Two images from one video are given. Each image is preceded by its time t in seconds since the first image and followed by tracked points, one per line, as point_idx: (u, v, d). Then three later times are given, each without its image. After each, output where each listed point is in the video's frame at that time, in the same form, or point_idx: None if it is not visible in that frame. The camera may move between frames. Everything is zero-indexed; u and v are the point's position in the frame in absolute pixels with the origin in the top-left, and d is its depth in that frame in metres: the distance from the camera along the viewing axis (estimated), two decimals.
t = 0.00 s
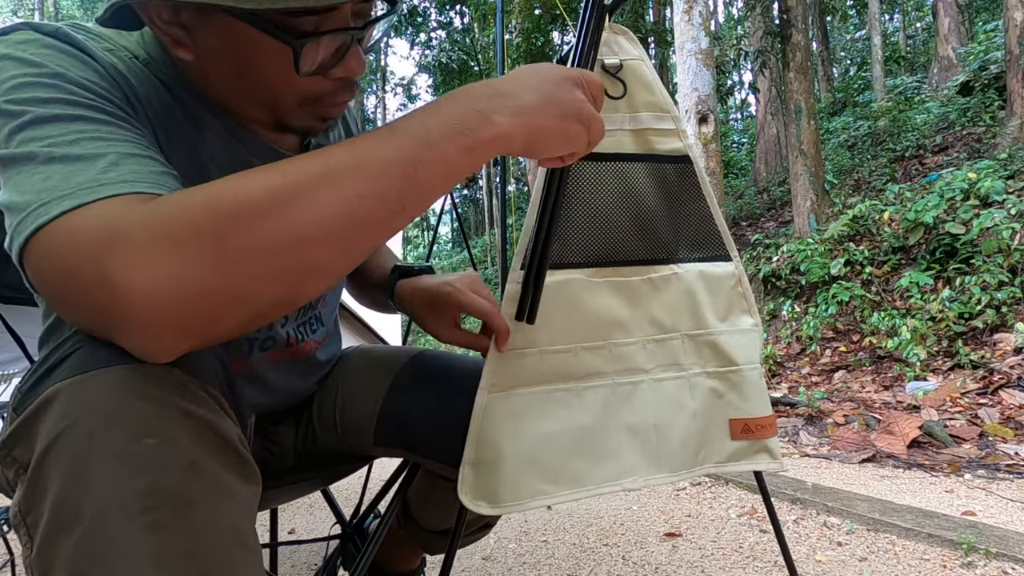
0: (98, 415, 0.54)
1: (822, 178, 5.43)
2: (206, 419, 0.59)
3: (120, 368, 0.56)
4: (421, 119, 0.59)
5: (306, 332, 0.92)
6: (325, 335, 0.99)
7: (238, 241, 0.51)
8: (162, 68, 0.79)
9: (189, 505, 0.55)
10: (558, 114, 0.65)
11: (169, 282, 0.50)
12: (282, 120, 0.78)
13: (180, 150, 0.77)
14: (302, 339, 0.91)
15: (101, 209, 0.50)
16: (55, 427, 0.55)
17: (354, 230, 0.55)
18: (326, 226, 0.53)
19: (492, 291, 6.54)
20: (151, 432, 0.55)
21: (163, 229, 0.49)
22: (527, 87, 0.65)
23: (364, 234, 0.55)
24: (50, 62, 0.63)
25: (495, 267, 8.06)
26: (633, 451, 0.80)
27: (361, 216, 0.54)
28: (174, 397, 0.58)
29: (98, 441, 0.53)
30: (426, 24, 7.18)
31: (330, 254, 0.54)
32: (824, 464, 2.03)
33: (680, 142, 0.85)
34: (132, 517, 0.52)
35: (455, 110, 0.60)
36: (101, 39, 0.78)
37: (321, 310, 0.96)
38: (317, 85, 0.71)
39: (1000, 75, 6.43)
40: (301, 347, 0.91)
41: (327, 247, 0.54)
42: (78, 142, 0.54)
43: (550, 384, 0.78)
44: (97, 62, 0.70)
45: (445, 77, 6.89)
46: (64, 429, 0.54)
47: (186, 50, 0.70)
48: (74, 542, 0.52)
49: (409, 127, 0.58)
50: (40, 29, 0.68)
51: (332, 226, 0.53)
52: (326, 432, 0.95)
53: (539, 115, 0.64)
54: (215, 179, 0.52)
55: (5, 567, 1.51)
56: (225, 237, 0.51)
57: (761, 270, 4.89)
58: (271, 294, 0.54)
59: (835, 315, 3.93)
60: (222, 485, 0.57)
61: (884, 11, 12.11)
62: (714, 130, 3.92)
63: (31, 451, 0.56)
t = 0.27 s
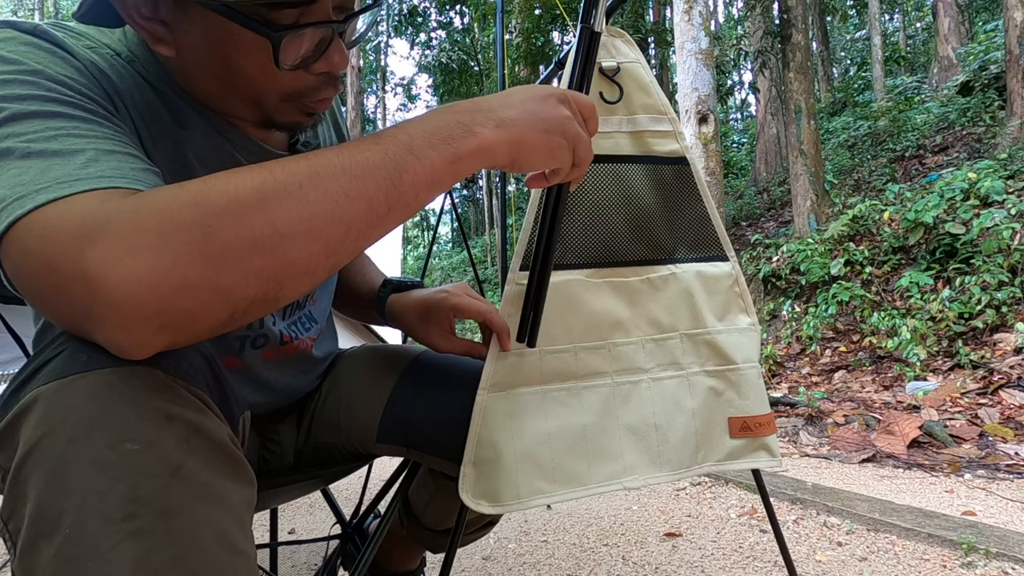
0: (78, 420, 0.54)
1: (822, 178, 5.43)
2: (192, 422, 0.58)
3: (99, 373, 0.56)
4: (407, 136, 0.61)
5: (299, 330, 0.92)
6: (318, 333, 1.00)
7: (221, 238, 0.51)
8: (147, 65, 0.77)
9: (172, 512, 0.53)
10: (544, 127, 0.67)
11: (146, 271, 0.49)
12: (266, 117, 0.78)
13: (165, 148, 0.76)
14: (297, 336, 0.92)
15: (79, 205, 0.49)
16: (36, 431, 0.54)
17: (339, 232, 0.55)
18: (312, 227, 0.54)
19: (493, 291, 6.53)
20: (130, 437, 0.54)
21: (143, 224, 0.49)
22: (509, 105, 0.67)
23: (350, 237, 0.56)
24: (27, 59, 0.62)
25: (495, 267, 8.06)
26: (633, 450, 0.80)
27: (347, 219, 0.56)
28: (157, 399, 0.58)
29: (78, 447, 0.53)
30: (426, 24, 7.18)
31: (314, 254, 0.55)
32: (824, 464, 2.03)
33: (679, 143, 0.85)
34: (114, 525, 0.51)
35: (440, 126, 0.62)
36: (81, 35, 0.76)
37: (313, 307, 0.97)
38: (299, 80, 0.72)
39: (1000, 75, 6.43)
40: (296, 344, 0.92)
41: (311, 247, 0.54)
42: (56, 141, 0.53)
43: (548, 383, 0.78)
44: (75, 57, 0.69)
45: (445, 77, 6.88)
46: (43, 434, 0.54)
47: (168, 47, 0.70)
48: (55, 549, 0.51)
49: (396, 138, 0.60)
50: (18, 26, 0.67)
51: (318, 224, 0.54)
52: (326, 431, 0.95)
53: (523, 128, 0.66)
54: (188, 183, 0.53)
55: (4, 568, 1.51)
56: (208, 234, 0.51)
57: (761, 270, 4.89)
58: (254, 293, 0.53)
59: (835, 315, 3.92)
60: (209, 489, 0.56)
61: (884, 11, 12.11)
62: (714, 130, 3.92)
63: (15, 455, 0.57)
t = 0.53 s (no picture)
0: (84, 418, 0.54)
1: (822, 178, 5.43)
2: (194, 421, 0.58)
3: (103, 372, 0.56)
4: (401, 131, 0.61)
5: (295, 328, 0.91)
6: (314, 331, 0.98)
7: (226, 238, 0.51)
8: (129, 61, 0.76)
9: (175, 513, 0.53)
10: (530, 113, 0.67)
11: (158, 271, 0.49)
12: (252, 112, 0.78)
13: (149, 145, 0.75)
14: (291, 335, 0.90)
15: (80, 207, 0.49)
16: (41, 430, 0.54)
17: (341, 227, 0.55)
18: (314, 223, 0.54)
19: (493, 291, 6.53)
20: (134, 436, 0.54)
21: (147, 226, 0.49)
22: (495, 98, 0.66)
23: (351, 232, 0.56)
24: (10, 60, 0.61)
25: (495, 266, 8.07)
26: (631, 451, 0.80)
27: (348, 213, 0.56)
28: (163, 397, 0.57)
29: (84, 445, 0.53)
30: (426, 24, 7.18)
31: (317, 251, 0.55)
32: (824, 464, 2.03)
33: (678, 144, 0.85)
34: (117, 524, 0.51)
35: (432, 120, 0.62)
36: (61, 35, 0.75)
37: (306, 306, 0.96)
38: (283, 74, 0.72)
39: (1000, 75, 6.42)
40: (293, 342, 0.90)
41: (314, 243, 0.54)
42: (41, 142, 0.53)
43: (548, 384, 0.78)
44: (57, 57, 0.68)
45: (445, 77, 6.89)
46: (49, 433, 0.54)
47: (149, 42, 0.70)
48: (59, 548, 0.51)
49: (390, 133, 0.60)
50: None
51: (320, 221, 0.54)
52: (326, 431, 0.95)
53: (507, 119, 0.66)
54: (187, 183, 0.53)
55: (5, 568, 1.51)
56: (212, 234, 0.51)
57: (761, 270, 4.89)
58: (259, 291, 0.53)
59: (835, 315, 3.93)
60: (211, 490, 0.56)
61: (884, 10, 12.11)
62: (714, 130, 3.93)
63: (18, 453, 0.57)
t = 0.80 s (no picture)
0: (75, 421, 0.53)
1: (822, 178, 5.43)
2: (189, 422, 0.58)
3: (95, 375, 0.56)
4: (385, 112, 0.59)
5: (287, 325, 0.90)
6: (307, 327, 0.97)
7: (210, 234, 0.49)
8: (98, 61, 0.71)
9: (171, 514, 0.53)
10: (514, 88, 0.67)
11: (137, 270, 0.47)
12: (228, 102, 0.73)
13: (123, 147, 0.70)
14: (281, 331, 0.88)
15: (61, 210, 0.48)
16: (33, 432, 0.54)
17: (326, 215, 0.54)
18: (299, 212, 0.52)
19: (493, 291, 6.53)
20: (127, 438, 0.53)
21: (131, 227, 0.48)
22: (477, 74, 0.66)
23: (339, 219, 0.55)
24: None
25: (495, 267, 8.06)
26: (634, 453, 0.80)
27: (334, 201, 0.54)
28: (155, 400, 0.57)
29: (77, 448, 0.52)
30: (425, 23, 7.19)
31: (306, 241, 0.53)
32: (824, 464, 2.03)
33: (680, 140, 0.85)
34: (112, 525, 0.51)
35: (422, 105, 0.62)
36: (20, 33, 0.69)
37: (298, 301, 0.95)
38: (259, 66, 0.68)
39: (1000, 75, 6.42)
40: (285, 340, 0.89)
41: (301, 233, 0.53)
42: (16, 147, 0.51)
43: (548, 385, 0.78)
44: (19, 58, 0.63)
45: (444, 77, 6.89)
46: (42, 434, 0.53)
47: (117, 35, 0.66)
48: (53, 550, 0.50)
49: (373, 117, 0.59)
50: None
51: (306, 211, 0.53)
52: (326, 431, 0.95)
53: (493, 94, 0.65)
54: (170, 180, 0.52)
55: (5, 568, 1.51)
56: (196, 231, 0.49)
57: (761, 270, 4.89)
58: (250, 286, 0.52)
59: (835, 315, 3.93)
60: (207, 491, 0.56)
61: (884, 10, 12.11)
62: (714, 130, 3.93)
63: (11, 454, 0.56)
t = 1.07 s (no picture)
0: (56, 428, 0.49)
1: (821, 178, 5.43)
2: (178, 428, 0.54)
3: (74, 384, 0.51)
4: (348, 88, 0.56)
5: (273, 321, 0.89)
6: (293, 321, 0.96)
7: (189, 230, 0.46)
8: (40, 61, 0.65)
9: (160, 524, 0.49)
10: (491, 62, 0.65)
11: (116, 272, 0.44)
12: (181, 93, 0.68)
13: (70, 150, 0.65)
14: (267, 328, 0.87)
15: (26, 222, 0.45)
16: (17, 438, 0.49)
17: (303, 198, 0.51)
18: (275, 198, 0.49)
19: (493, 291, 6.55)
20: (110, 445, 0.49)
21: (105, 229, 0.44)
22: (440, 39, 0.63)
23: (317, 202, 0.52)
24: None
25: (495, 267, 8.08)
26: (622, 453, 0.79)
27: (309, 184, 0.51)
28: (141, 406, 0.52)
29: (58, 456, 0.48)
30: (426, 24, 7.21)
31: (288, 229, 0.50)
32: (824, 464, 2.03)
33: (675, 142, 0.85)
34: (96, 536, 0.47)
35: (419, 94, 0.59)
36: None
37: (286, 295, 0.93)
38: (210, 51, 0.63)
39: (1000, 75, 6.43)
40: (270, 336, 0.88)
41: (282, 222, 0.50)
42: None
43: (535, 382, 0.77)
44: None
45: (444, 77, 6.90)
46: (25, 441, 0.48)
47: (56, 26, 0.60)
48: (35, 561, 0.46)
49: (337, 94, 0.55)
50: None
51: (280, 197, 0.49)
52: (326, 430, 0.95)
53: (459, 58, 0.63)
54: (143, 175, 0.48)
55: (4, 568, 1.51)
56: (172, 229, 0.46)
57: (760, 270, 4.90)
58: (236, 282, 0.49)
59: (835, 315, 3.93)
60: (198, 498, 0.52)
61: (884, 10, 12.11)
62: (714, 130, 3.93)
63: None
